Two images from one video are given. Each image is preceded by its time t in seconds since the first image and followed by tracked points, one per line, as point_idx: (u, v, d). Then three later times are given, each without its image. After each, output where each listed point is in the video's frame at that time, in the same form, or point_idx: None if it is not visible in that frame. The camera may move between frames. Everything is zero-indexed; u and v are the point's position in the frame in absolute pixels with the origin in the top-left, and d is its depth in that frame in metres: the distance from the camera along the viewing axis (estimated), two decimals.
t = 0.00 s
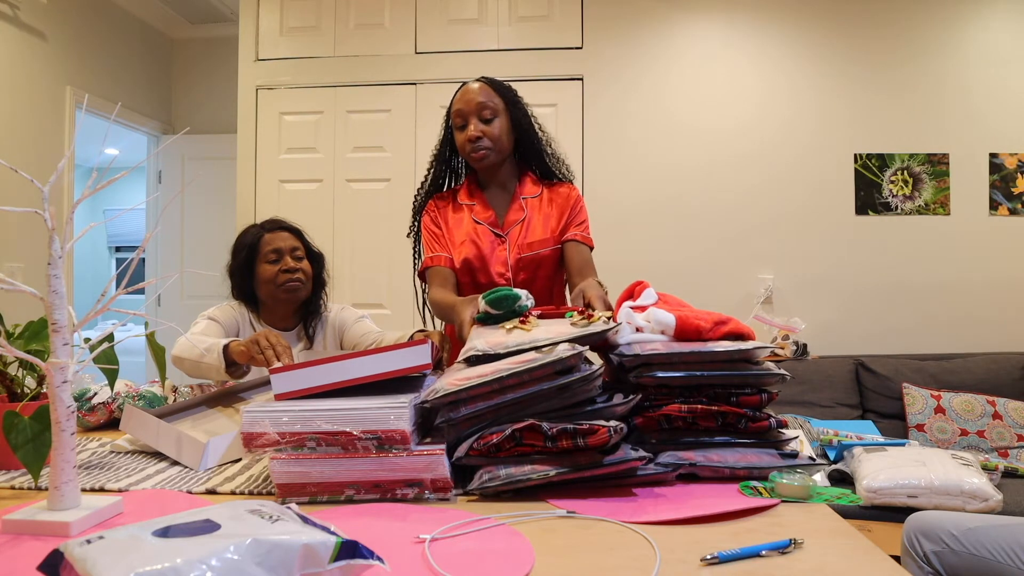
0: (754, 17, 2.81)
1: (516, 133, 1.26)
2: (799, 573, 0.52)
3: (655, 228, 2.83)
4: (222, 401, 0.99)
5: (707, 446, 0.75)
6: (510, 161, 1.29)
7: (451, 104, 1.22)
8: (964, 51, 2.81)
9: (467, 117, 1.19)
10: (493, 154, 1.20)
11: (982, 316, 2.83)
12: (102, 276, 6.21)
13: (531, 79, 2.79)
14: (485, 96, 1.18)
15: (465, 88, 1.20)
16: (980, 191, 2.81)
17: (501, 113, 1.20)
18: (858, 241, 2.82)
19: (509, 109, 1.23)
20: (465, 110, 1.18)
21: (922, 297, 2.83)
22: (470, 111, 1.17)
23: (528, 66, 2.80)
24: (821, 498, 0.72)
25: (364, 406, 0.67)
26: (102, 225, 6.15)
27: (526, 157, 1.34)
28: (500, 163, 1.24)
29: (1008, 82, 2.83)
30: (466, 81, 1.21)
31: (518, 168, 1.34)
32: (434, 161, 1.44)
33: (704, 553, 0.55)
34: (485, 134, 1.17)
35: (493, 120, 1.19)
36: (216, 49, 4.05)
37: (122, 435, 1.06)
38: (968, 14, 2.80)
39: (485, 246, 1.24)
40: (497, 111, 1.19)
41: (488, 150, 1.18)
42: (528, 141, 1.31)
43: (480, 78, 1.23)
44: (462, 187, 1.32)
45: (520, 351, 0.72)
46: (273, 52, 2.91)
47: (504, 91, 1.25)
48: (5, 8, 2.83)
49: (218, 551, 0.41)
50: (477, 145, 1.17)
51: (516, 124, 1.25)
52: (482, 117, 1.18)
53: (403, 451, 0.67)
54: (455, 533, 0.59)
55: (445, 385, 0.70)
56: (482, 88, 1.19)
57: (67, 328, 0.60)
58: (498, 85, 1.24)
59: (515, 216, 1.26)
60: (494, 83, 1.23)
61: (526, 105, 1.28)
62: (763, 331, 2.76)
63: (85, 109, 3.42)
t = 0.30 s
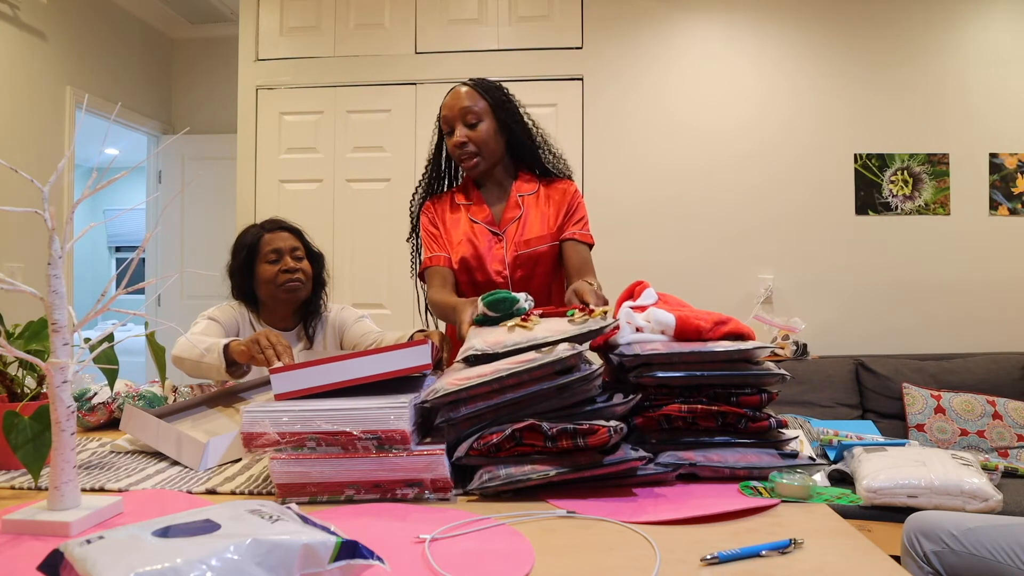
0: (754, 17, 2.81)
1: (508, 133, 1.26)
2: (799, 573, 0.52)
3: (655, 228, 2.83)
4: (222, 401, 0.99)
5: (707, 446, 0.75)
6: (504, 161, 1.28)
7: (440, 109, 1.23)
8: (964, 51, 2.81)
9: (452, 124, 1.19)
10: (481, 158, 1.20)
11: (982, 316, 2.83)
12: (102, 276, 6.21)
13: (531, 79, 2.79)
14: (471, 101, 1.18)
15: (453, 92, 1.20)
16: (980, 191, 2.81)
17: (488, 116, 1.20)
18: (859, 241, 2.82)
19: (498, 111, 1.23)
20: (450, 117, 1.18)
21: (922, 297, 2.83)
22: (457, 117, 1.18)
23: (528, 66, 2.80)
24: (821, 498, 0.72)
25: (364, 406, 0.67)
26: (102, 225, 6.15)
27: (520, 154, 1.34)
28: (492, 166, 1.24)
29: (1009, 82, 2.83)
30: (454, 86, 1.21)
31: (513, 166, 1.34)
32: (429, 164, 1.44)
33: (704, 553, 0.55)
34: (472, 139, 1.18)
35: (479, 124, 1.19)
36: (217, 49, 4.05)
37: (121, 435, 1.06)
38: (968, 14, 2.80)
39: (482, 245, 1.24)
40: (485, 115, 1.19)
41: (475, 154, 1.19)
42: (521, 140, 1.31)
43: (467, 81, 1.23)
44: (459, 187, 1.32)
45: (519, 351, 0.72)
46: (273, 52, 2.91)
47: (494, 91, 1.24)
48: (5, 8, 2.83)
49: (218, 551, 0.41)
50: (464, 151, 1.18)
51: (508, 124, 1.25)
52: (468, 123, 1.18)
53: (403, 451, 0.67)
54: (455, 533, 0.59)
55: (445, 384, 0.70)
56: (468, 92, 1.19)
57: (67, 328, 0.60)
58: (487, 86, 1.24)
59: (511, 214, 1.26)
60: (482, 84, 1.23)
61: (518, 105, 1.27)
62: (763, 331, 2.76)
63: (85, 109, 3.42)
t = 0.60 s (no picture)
0: (754, 17, 2.81)
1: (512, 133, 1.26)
2: (799, 573, 0.52)
3: (655, 228, 2.83)
4: (222, 401, 0.99)
5: (707, 446, 0.75)
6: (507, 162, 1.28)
7: (445, 107, 1.22)
8: (964, 51, 2.81)
9: (462, 123, 1.19)
10: (492, 158, 1.20)
11: (982, 316, 2.83)
12: (102, 276, 6.21)
13: (531, 79, 2.79)
14: (480, 100, 1.18)
15: (461, 91, 1.20)
16: (980, 191, 2.81)
17: (497, 116, 1.20)
18: (859, 241, 2.82)
19: (503, 111, 1.23)
20: (459, 115, 1.18)
21: (922, 298, 2.83)
22: (464, 115, 1.17)
23: (528, 66, 2.80)
24: (821, 498, 0.72)
25: (364, 406, 0.67)
26: (102, 225, 6.14)
27: (521, 155, 1.34)
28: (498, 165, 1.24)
29: (1009, 82, 2.83)
30: (460, 85, 1.21)
31: (514, 167, 1.34)
32: (431, 164, 1.44)
33: (704, 553, 0.55)
34: (481, 138, 1.17)
35: (488, 123, 1.19)
36: (217, 49, 4.05)
37: (122, 435, 1.06)
38: (968, 14, 2.80)
39: (482, 246, 1.24)
40: (493, 115, 1.19)
41: (484, 154, 1.19)
42: (521, 141, 1.31)
43: (473, 81, 1.23)
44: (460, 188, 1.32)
45: (520, 351, 0.72)
46: (273, 52, 2.91)
47: (498, 92, 1.24)
48: (5, 8, 2.83)
49: (218, 551, 0.41)
50: (475, 150, 1.18)
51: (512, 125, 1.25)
52: (478, 122, 1.18)
53: (403, 451, 0.67)
54: (455, 533, 0.59)
55: (445, 384, 0.70)
56: (477, 92, 1.19)
57: (67, 329, 0.60)
58: (492, 87, 1.25)
59: (512, 214, 1.26)
60: (487, 85, 1.23)
61: (520, 106, 1.28)
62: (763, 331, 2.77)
63: (85, 109, 3.42)
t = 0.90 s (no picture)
0: (754, 17, 2.81)
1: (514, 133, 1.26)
2: (799, 573, 0.52)
3: (655, 228, 2.83)
4: (223, 401, 0.99)
5: (707, 446, 0.75)
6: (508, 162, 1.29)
7: (447, 107, 1.22)
8: (964, 51, 2.81)
9: (463, 122, 1.19)
10: (492, 157, 1.20)
11: (982, 316, 2.83)
12: (102, 276, 6.21)
13: (531, 79, 2.79)
14: (481, 100, 1.18)
15: (463, 90, 1.19)
16: (980, 191, 2.81)
17: (498, 116, 1.20)
18: (859, 241, 2.82)
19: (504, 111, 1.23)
20: (460, 114, 1.18)
21: (922, 298, 2.83)
22: (464, 114, 1.17)
23: (528, 66, 2.80)
24: (821, 498, 0.72)
25: (364, 405, 0.67)
26: (102, 225, 6.14)
27: (521, 156, 1.34)
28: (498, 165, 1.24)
29: (1009, 82, 2.83)
30: (462, 84, 1.21)
31: (514, 167, 1.34)
32: (430, 164, 1.44)
33: (704, 554, 0.55)
34: (482, 138, 1.17)
35: (489, 123, 1.19)
36: (217, 49, 4.05)
37: (122, 435, 1.06)
38: (968, 14, 2.80)
39: (482, 246, 1.24)
40: (495, 114, 1.19)
41: (485, 153, 1.19)
42: (521, 141, 1.31)
43: (475, 81, 1.23)
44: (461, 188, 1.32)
45: (520, 351, 0.72)
46: (273, 52, 2.91)
47: (500, 92, 1.25)
48: (5, 8, 2.83)
49: (218, 551, 0.41)
50: (477, 150, 1.18)
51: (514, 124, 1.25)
52: (478, 121, 1.18)
53: (403, 451, 0.67)
54: (455, 533, 0.59)
55: (445, 385, 0.70)
56: (478, 91, 1.19)
57: (67, 328, 0.60)
58: (493, 87, 1.25)
59: (512, 214, 1.26)
60: (489, 84, 1.23)
61: (522, 106, 1.28)
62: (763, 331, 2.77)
63: (85, 109, 3.42)
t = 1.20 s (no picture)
0: (754, 17, 2.81)
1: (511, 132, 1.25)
2: (798, 574, 0.52)
3: (655, 228, 2.83)
4: (223, 401, 0.99)
5: (706, 446, 0.75)
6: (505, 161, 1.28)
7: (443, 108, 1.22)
8: (964, 51, 2.81)
9: (458, 124, 1.19)
10: (486, 158, 1.20)
11: (982, 316, 2.83)
12: (102, 276, 6.21)
13: (531, 79, 2.79)
14: (475, 100, 1.18)
15: (457, 91, 1.19)
16: (980, 191, 2.81)
17: (492, 116, 1.19)
18: (858, 241, 2.82)
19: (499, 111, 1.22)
20: (454, 116, 1.18)
21: (922, 298, 2.83)
22: (458, 116, 1.17)
23: (528, 66, 2.80)
24: (821, 498, 0.72)
25: (366, 405, 0.67)
26: (102, 225, 6.14)
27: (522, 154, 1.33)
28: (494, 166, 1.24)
29: (1009, 82, 2.83)
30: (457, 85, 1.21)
31: (514, 166, 1.34)
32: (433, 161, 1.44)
33: (704, 553, 0.55)
34: (476, 139, 1.17)
35: (482, 124, 1.18)
36: (217, 49, 4.05)
37: (122, 435, 1.06)
38: (968, 14, 2.80)
39: (480, 247, 1.25)
40: (488, 115, 1.18)
41: (478, 154, 1.19)
42: (521, 140, 1.30)
43: (471, 81, 1.22)
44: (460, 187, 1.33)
45: (520, 351, 0.73)
46: (273, 52, 2.91)
47: (496, 92, 1.24)
48: (5, 8, 2.83)
49: (218, 551, 0.41)
50: (470, 151, 1.18)
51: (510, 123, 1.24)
52: (471, 123, 1.17)
53: (403, 451, 0.67)
54: (455, 533, 0.59)
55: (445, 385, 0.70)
56: (472, 92, 1.19)
57: (67, 328, 0.60)
58: (490, 86, 1.24)
59: (511, 214, 1.26)
60: (485, 84, 1.22)
61: (521, 105, 1.27)
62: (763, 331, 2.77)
63: (85, 110, 3.42)
